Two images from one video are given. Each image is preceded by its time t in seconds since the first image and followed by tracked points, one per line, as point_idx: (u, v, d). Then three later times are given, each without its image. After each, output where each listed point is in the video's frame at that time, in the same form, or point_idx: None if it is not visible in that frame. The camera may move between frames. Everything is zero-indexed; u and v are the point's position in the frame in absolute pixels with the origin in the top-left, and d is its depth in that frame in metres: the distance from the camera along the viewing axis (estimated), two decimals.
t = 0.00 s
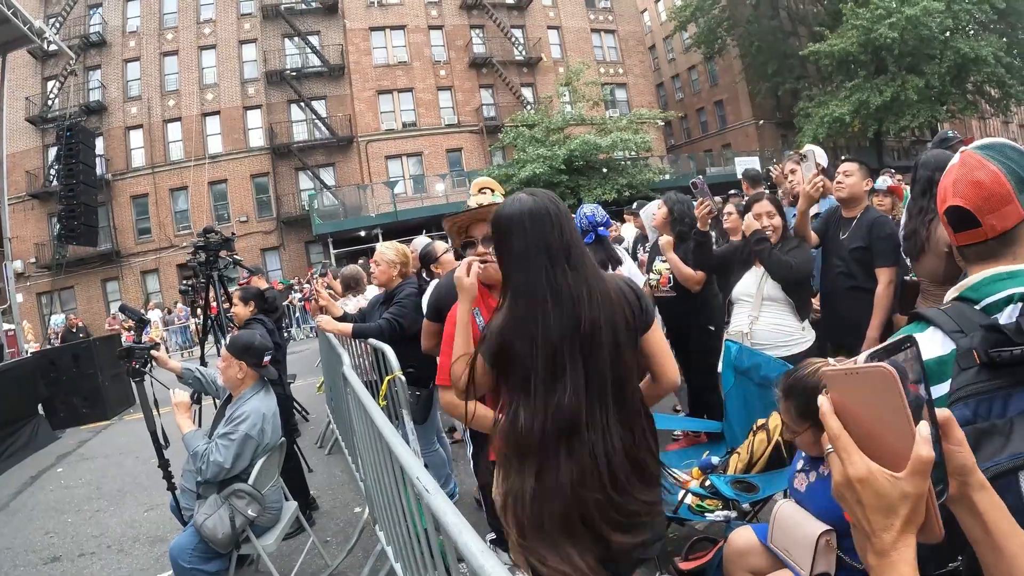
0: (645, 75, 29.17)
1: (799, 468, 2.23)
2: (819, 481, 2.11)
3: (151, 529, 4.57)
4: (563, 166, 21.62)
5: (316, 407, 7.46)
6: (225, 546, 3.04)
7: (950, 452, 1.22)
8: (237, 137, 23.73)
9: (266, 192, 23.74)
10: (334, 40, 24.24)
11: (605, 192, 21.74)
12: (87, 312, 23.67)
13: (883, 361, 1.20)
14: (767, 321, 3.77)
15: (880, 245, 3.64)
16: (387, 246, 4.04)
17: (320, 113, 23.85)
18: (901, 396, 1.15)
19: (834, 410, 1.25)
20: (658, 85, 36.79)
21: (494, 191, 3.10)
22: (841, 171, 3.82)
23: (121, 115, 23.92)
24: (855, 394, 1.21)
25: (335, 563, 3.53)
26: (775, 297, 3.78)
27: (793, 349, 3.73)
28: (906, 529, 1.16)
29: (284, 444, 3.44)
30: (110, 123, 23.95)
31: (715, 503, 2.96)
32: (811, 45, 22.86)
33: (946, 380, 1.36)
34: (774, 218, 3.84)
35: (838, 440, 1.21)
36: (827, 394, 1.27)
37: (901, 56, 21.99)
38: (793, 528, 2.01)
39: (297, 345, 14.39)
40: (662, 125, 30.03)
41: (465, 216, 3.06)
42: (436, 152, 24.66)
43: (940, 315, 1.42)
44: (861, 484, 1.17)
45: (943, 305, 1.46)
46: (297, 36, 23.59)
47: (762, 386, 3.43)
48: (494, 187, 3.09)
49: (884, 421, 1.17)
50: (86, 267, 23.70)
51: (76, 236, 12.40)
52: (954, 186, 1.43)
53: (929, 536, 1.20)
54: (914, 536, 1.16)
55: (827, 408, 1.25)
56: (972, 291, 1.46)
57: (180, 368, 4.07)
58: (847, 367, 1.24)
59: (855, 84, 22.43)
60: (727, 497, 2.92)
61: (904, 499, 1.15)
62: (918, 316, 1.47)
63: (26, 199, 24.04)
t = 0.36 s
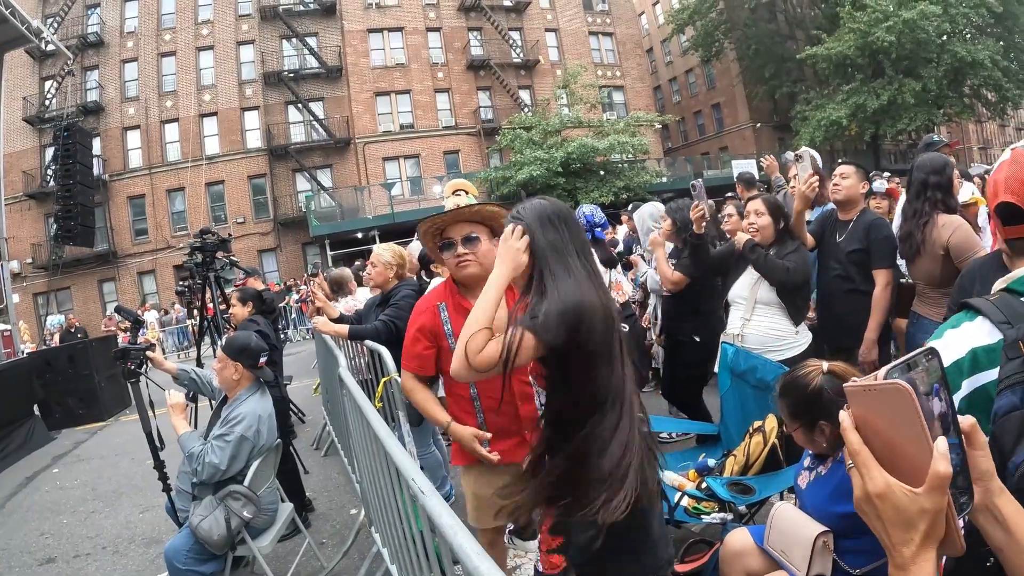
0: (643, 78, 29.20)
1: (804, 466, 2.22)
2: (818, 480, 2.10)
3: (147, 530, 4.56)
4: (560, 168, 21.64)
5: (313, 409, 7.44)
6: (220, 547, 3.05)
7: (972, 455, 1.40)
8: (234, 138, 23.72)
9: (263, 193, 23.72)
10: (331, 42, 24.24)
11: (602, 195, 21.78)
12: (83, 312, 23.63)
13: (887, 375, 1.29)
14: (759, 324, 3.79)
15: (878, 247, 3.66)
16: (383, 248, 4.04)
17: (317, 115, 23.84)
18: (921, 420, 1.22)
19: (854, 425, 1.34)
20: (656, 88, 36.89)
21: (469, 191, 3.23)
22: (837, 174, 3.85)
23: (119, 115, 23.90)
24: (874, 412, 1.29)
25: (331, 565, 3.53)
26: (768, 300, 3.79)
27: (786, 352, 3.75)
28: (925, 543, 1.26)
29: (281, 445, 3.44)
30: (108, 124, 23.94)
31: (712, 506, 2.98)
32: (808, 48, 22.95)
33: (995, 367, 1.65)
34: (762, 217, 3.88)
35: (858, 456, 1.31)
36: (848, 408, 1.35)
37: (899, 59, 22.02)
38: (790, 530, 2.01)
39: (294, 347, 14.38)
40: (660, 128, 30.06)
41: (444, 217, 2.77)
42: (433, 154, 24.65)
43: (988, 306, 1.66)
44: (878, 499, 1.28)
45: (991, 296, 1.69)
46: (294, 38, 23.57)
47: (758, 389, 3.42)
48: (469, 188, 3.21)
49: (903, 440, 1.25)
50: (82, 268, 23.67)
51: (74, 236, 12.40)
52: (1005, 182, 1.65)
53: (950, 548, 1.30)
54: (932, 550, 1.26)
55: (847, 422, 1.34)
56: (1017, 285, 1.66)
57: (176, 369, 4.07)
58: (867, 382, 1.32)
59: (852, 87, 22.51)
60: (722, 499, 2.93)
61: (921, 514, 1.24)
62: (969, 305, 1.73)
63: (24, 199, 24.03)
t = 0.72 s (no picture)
0: (642, 82, 29.23)
1: (813, 466, 2.21)
2: (829, 480, 2.10)
3: (145, 536, 4.55)
4: (560, 173, 21.67)
5: (313, 414, 7.44)
6: (219, 553, 3.05)
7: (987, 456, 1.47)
8: (234, 143, 23.75)
9: (263, 198, 23.76)
10: (331, 46, 24.26)
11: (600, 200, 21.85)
12: (83, 316, 23.64)
13: (894, 361, 1.28)
14: (759, 330, 3.79)
15: (876, 252, 3.66)
16: (382, 254, 4.05)
17: (317, 120, 23.86)
18: (921, 406, 1.23)
19: (858, 407, 1.32)
20: (655, 92, 36.98)
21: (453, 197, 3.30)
22: (835, 179, 3.85)
23: (119, 119, 23.90)
24: (879, 395, 1.28)
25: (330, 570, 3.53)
26: (768, 306, 3.78)
27: (787, 359, 3.75)
28: (926, 525, 1.26)
29: (280, 451, 3.44)
30: (108, 128, 23.94)
31: (710, 513, 2.96)
32: (807, 52, 23.01)
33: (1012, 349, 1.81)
34: (758, 221, 3.87)
35: (861, 438, 1.29)
36: (852, 392, 1.33)
37: (897, 63, 22.08)
38: (794, 533, 2.01)
39: (293, 352, 14.40)
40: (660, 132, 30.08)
41: (428, 219, 2.79)
42: (433, 159, 24.69)
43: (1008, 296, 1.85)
44: (883, 481, 1.26)
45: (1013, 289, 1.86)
46: (295, 42, 23.60)
47: (758, 395, 3.40)
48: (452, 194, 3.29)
49: (906, 422, 1.25)
50: (82, 271, 23.67)
51: (73, 240, 12.41)
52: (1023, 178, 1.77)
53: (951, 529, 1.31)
54: (934, 531, 1.25)
55: (852, 410, 1.32)
56: None
57: (174, 374, 4.06)
58: (873, 366, 1.30)
59: (852, 91, 22.56)
60: (721, 507, 2.91)
61: (924, 496, 1.24)
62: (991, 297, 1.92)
63: (23, 202, 24.03)
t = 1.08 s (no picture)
0: (644, 97, 29.34)
1: (824, 476, 2.20)
2: (838, 489, 2.09)
3: (145, 549, 4.53)
4: (562, 188, 21.73)
5: (314, 429, 7.44)
6: (219, 568, 3.03)
7: (978, 451, 1.43)
8: (238, 157, 23.86)
9: (266, 212, 23.83)
10: (335, 61, 24.43)
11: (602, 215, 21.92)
12: (85, 328, 23.61)
13: (886, 359, 1.34)
14: (760, 347, 3.78)
15: (876, 267, 3.66)
16: (384, 270, 4.08)
17: (320, 134, 23.98)
18: (910, 403, 1.29)
19: (856, 403, 1.38)
20: (657, 107, 37.19)
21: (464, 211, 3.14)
22: (835, 196, 3.87)
23: (123, 132, 23.99)
24: (874, 393, 1.34)
25: None
26: (770, 323, 3.77)
27: (789, 375, 3.72)
28: (917, 512, 1.33)
29: (282, 467, 3.43)
30: (113, 140, 24.02)
31: (711, 529, 2.94)
32: (808, 67, 23.11)
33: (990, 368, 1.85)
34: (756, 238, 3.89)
35: (857, 432, 1.36)
36: (850, 390, 1.39)
37: (898, 77, 22.18)
38: (795, 547, 2.00)
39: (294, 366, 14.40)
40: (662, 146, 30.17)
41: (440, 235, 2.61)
42: (435, 174, 24.79)
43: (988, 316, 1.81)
44: (876, 471, 1.33)
45: (993, 307, 1.80)
46: (299, 57, 23.77)
47: (759, 412, 3.40)
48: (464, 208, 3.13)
49: (898, 418, 1.30)
50: (85, 283, 23.68)
51: (77, 252, 12.45)
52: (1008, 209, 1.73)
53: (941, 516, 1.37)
54: (923, 518, 1.33)
55: (849, 405, 1.38)
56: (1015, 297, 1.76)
57: (176, 389, 4.05)
58: (867, 364, 1.36)
59: (853, 105, 22.65)
60: (722, 523, 2.90)
61: (914, 485, 1.30)
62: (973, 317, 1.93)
63: (27, 213, 24.08)
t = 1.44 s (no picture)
0: (647, 106, 29.41)
1: (822, 493, 2.20)
2: (837, 508, 2.09)
3: (142, 552, 4.52)
4: (564, 197, 21.77)
5: (314, 435, 7.44)
6: (217, 572, 3.03)
7: (982, 437, 1.60)
8: (241, 161, 23.90)
9: (268, 217, 23.85)
10: (339, 68, 24.51)
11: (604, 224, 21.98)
12: (86, 330, 23.61)
13: (888, 345, 1.43)
14: (759, 358, 3.77)
15: (876, 278, 3.66)
16: (384, 279, 4.10)
17: (324, 140, 24.04)
18: (915, 386, 1.38)
19: (869, 386, 1.46)
20: (660, 116, 37.30)
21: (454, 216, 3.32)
22: (836, 208, 3.87)
23: (127, 135, 24.06)
24: (884, 379, 1.42)
25: None
26: (766, 334, 3.77)
27: (787, 387, 3.71)
28: (918, 487, 1.44)
29: (281, 473, 3.42)
30: (116, 143, 24.07)
31: (709, 540, 2.94)
32: (811, 76, 23.16)
33: None
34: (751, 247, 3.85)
35: (869, 410, 1.46)
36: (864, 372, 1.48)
37: (901, 87, 22.22)
38: (797, 560, 1.91)
39: (294, 371, 14.41)
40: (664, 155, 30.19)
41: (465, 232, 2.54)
42: (438, 182, 24.86)
43: None
44: (883, 448, 1.44)
45: None
46: (303, 64, 23.85)
47: (758, 423, 3.41)
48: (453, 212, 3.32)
49: (905, 403, 1.40)
50: (86, 286, 23.69)
51: (78, 255, 12.47)
52: None
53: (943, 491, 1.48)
54: (926, 491, 1.44)
55: (863, 389, 1.46)
56: None
57: (176, 394, 4.06)
58: (878, 351, 1.43)
59: (855, 115, 22.68)
60: (720, 533, 2.90)
61: (916, 460, 1.41)
62: None
63: (30, 215, 24.12)
